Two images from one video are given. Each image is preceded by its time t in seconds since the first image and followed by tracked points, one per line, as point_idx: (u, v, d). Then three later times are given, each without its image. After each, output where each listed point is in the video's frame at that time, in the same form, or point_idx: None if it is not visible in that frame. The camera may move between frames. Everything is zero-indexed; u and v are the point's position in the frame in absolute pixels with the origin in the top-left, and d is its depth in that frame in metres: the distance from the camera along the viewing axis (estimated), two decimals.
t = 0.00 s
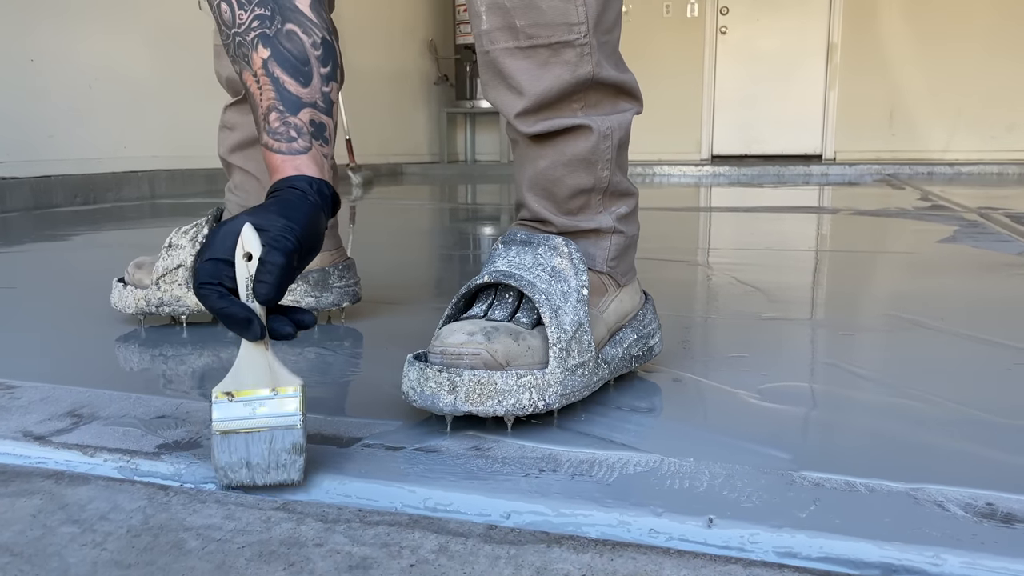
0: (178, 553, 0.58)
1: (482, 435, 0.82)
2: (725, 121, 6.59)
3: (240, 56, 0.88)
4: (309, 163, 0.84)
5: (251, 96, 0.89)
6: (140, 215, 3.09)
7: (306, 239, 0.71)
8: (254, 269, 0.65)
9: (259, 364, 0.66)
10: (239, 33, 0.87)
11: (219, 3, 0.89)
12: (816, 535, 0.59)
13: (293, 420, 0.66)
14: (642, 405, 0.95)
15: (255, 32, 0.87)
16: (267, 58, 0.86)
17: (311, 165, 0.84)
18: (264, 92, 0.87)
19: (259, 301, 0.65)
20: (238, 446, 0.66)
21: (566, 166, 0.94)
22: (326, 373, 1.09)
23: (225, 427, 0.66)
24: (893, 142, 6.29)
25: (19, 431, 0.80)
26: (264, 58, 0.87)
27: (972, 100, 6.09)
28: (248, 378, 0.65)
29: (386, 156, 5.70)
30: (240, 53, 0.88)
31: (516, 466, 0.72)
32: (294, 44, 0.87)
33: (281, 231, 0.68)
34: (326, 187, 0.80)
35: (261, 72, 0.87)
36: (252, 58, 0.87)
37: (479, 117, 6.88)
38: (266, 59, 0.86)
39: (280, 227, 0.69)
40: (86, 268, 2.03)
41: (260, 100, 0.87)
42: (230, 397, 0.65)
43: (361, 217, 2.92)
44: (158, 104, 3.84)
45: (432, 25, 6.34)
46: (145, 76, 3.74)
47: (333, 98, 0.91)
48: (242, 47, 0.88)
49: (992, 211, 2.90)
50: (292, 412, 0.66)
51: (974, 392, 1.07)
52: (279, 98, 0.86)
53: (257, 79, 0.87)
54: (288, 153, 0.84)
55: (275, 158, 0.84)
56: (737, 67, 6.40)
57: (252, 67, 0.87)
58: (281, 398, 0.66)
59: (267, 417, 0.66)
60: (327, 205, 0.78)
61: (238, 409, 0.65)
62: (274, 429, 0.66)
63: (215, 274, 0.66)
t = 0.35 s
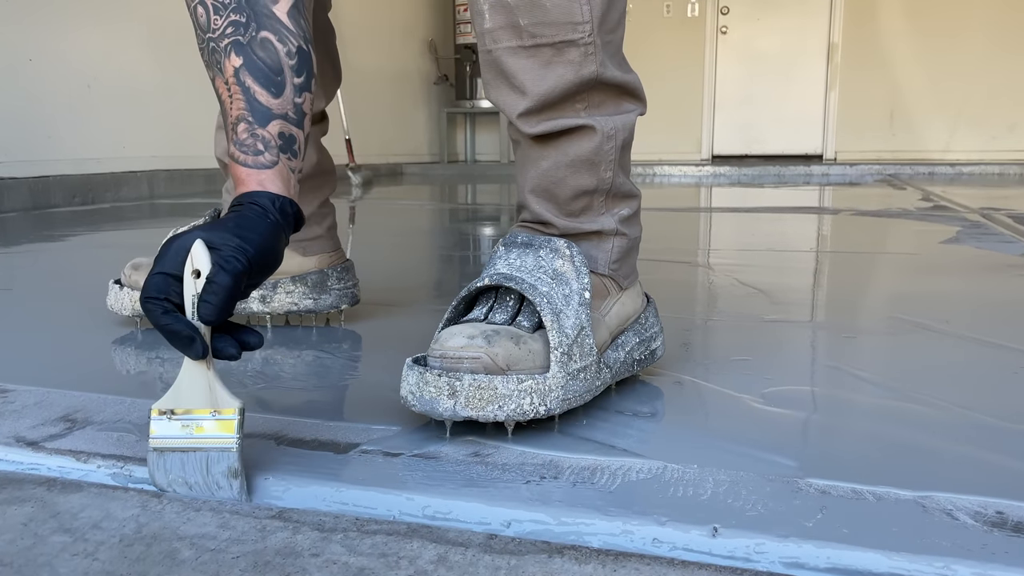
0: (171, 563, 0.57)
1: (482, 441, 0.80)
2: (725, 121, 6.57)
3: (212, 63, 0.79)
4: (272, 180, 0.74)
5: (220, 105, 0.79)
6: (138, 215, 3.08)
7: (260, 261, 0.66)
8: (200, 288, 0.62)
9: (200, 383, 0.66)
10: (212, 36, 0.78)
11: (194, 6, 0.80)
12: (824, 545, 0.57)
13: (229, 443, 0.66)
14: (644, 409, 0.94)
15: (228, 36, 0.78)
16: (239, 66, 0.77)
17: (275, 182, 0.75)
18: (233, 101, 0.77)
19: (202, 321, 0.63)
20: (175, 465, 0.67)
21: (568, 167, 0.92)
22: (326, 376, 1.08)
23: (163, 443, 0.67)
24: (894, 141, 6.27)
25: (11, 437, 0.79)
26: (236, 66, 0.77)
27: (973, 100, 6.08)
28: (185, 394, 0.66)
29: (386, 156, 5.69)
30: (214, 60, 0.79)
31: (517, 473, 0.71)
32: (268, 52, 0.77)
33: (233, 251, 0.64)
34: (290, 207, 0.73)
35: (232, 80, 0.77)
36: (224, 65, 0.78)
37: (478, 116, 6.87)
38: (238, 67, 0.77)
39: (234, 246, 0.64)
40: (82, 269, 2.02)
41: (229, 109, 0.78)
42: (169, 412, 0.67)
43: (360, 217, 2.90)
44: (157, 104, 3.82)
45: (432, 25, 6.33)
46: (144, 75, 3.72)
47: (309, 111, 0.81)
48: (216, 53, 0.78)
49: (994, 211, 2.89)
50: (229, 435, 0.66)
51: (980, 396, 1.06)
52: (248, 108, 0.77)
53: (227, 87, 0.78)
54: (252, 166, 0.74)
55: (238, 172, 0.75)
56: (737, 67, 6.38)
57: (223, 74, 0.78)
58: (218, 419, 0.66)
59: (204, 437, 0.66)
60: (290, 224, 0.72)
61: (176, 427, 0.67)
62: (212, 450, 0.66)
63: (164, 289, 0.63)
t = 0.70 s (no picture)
0: (167, 569, 0.56)
1: (482, 444, 0.80)
2: (725, 121, 6.56)
3: (185, 66, 0.79)
4: (232, 191, 0.75)
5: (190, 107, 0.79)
6: (137, 215, 3.07)
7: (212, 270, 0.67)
8: (149, 295, 0.63)
9: (145, 388, 0.66)
10: (186, 41, 0.78)
11: (172, 8, 0.79)
12: (829, 550, 0.57)
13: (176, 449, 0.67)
14: (645, 412, 0.93)
15: (202, 41, 0.77)
16: (209, 74, 0.77)
17: (236, 192, 0.76)
18: (201, 106, 0.78)
19: (149, 328, 0.63)
20: (122, 469, 0.67)
21: (567, 168, 0.92)
22: (325, 378, 1.07)
23: (109, 447, 0.68)
24: (895, 141, 6.26)
25: (7, 440, 0.78)
26: (207, 73, 0.77)
27: (974, 100, 6.08)
28: (130, 401, 0.66)
29: (386, 156, 5.68)
30: (188, 64, 0.79)
31: (517, 477, 0.70)
32: (240, 60, 0.77)
33: (185, 259, 0.65)
34: (248, 217, 0.74)
35: (202, 86, 0.77)
36: (195, 71, 0.77)
37: (478, 116, 6.86)
38: (209, 74, 0.77)
39: (186, 254, 0.66)
40: (78, 269, 2.01)
41: (197, 114, 0.78)
42: (114, 418, 0.67)
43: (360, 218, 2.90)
44: (156, 104, 3.81)
45: (432, 25, 6.32)
46: (143, 76, 3.71)
47: (280, 118, 0.80)
48: (189, 58, 0.78)
49: (995, 211, 2.88)
50: (173, 442, 0.67)
51: (983, 398, 1.05)
52: (216, 115, 0.77)
53: (197, 91, 0.78)
54: (215, 174, 0.75)
55: (201, 180, 0.76)
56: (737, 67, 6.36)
57: (193, 79, 0.78)
58: (162, 426, 0.67)
59: (150, 443, 0.67)
60: (248, 234, 0.73)
61: (122, 433, 0.67)
62: (158, 456, 0.67)
63: (114, 294, 0.64)
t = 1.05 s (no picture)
0: None
1: (481, 450, 0.79)
2: (726, 121, 6.54)
3: (150, 68, 0.76)
4: (185, 197, 0.73)
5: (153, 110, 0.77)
6: (135, 216, 3.05)
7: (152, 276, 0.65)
8: (83, 297, 0.62)
9: (80, 393, 0.66)
10: (152, 43, 0.76)
11: (141, 9, 0.77)
12: (836, 561, 0.55)
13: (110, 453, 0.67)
14: (647, 417, 0.92)
15: (167, 45, 0.75)
16: (173, 78, 0.75)
17: (189, 198, 0.73)
18: (163, 109, 0.75)
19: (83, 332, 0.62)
20: (59, 471, 0.68)
21: (564, 170, 0.91)
22: (325, 380, 1.06)
23: (48, 448, 0.68)
24: (895, 141, 6.25)
25: None
26: (171, 76, 0.75)
27: (974, 100, 6.06)
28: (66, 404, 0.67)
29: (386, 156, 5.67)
30: (152, 67, 0.77)
31: (518, 484, 0.69)
32: (205, 65, 0.75)
33: (123, 263, 0.63)
34: (200, 223, 0.72)
35: (164, 88, 0.75)
36: (159, 73, 0.75)
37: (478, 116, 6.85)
38: (172, 78, 0.75)
39: (125, 259, 0.64)
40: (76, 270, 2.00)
41: (159, 117, 0.76)
42: (50, 419, 0.67)
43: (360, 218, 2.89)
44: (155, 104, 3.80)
45: (432, 25, 6.30)
46: (142, 75, 3.69)
47: (244, 125, 0.78)
48: (154, 61, 0.76)
49: (996, 212, 2.87)
50: (109, 445, 0.67)
51: (988, 401, 1.04)
52: (176, 120, 0.75)
53: (159, 94, 0.75)
54: (169, 178, 0.73)
55: (157, 184, 0.73)
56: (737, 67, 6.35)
57: (157, 81, 0.75)
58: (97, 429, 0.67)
59: (86, 446, 0.67)
60: (197, 242, 0.71)
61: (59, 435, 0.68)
62: (94, 460, 0.67)
63: (52, 295, 0.63)
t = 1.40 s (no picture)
0: None
1: (481, 455, 0.78)
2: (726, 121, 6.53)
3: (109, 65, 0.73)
4: (131, 201, 0.70)
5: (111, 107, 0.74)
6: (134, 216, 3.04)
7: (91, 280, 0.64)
8: (21, 299, 0.62)
9: (19, 394, 0.67)
10: (112, 42, 0.73)
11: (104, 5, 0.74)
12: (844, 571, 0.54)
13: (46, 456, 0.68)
14: (649, 421, 0.91)
15: (127, 44, 0.72)
16: (129, 80, 0.71)
17: (136, 202, 0.71)
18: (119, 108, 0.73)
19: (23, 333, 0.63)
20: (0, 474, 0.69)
21: (560, 172, 0.90)
22: (324, 383, 1.05)
23: None
24: (896, 142, 6.24)
25: None
26: (128, 77, 0.72)
27: (975, 101, 6.05)
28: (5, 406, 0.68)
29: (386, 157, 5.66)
30: (112, 66, 0.73)
31: (518, 491, 0.68)
32: (163, 67, 0.71)
33: (60, 268, 0.63)
34: (147, 226, 0.70)
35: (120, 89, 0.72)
36: (116, 73, 0.72)
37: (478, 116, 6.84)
38: (129, 79, 0.71)
39: (64, 262, 0.63)
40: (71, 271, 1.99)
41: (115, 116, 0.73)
42: None
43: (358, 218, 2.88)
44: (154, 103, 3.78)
45: (432, 25, 6.29)
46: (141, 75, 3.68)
47: (202, 129, 0.75)
48: (113, 60, 0.73)
49: (998, 212, 2.86)
50: (45, 446, 0.68)
51: (993, 404, 1.03)
52: (130, 122, 0.72)
53: (115, 93, 0.73)
54: (116, 182, 0.71)
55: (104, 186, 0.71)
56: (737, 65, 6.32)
57: (115, 80, 0.72)
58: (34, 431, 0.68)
59: (25, 447, 0.69)
60: (144, 246, 0.69)
61: None
62: (32, 461, 0.68)
63: None
